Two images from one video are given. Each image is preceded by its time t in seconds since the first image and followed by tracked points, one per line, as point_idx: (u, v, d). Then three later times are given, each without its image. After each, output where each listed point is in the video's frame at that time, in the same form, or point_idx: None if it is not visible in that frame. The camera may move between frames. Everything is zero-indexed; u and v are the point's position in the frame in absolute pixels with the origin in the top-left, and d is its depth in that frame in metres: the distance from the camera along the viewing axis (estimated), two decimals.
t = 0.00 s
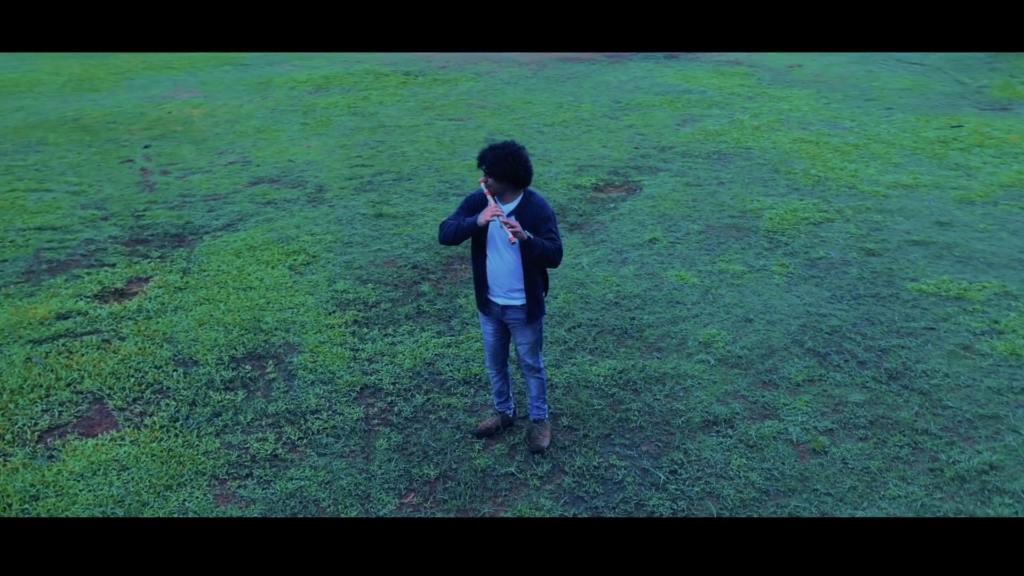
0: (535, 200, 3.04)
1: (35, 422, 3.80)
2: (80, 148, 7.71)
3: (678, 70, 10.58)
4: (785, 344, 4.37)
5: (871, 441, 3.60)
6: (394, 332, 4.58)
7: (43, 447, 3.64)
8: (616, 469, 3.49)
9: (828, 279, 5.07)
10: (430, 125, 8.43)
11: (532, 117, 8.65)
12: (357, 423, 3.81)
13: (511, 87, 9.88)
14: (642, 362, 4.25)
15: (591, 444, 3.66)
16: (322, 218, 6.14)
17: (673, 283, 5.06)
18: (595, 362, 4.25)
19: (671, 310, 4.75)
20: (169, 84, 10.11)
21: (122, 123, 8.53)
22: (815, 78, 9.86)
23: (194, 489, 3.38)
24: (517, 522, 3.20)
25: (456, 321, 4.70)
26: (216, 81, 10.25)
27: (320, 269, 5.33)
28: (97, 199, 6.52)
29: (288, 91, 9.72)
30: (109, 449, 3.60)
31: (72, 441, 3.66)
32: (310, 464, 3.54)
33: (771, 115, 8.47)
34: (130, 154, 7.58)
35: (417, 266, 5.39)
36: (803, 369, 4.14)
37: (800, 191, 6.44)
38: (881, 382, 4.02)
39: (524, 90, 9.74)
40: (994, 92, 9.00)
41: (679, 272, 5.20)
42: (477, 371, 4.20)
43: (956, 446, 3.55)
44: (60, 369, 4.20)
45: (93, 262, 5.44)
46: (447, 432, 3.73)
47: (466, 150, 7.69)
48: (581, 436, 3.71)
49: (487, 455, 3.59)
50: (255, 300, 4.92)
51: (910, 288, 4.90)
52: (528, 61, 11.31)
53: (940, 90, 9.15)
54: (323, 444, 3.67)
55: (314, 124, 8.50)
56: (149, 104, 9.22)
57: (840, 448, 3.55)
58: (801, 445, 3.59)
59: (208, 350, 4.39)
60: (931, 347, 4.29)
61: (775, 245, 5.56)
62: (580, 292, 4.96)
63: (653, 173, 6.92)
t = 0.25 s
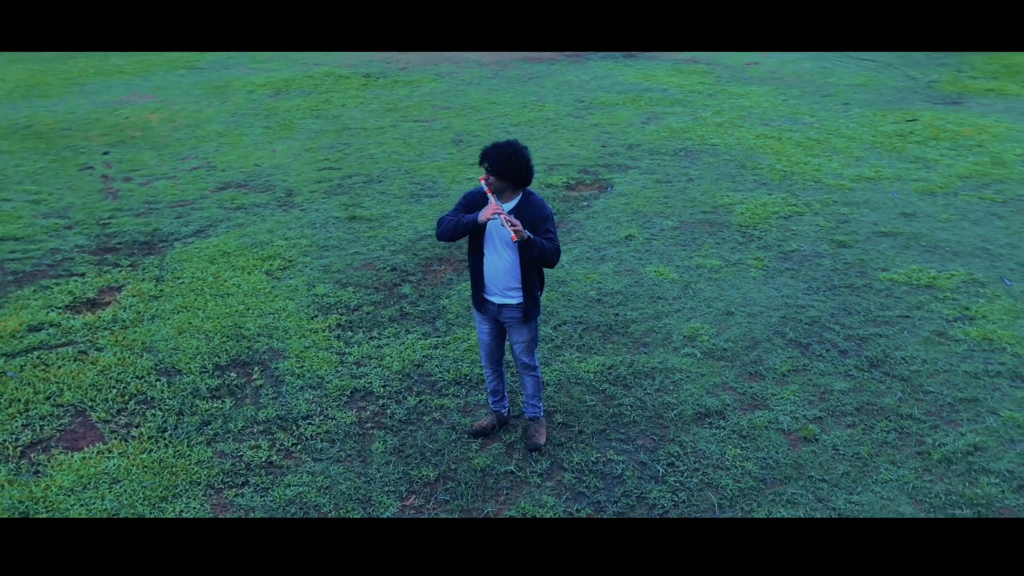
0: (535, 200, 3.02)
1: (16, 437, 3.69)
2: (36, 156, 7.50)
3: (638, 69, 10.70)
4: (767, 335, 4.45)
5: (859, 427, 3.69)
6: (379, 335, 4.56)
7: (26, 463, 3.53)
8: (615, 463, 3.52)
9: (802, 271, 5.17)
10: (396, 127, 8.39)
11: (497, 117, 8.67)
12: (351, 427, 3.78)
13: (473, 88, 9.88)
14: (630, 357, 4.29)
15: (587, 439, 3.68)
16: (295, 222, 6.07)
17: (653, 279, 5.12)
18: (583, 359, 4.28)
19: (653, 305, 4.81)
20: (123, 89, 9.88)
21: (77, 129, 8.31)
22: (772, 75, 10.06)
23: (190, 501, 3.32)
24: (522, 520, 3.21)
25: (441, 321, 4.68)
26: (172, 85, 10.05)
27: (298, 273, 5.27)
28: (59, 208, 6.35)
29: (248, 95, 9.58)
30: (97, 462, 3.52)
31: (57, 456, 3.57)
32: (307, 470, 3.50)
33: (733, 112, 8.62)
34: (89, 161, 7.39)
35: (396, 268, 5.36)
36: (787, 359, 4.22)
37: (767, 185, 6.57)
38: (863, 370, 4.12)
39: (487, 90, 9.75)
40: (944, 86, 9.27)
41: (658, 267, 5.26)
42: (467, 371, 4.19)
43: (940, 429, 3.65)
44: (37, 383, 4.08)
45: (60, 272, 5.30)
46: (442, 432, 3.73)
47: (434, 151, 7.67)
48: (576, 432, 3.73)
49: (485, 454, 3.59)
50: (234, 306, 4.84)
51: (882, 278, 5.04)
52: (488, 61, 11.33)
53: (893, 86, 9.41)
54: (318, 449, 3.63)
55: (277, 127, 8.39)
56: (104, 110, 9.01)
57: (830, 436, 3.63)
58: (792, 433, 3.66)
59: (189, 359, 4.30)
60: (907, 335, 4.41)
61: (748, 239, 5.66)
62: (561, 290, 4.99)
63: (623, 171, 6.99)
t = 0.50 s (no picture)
0: (536, 200, 3.02)
1: None
2: None
3: (599, 68, 10.78)
4: (750, 327, 4.53)
5: (847, 414, 3.78)
6: (365, 338, 4.53)
7: (12, 479, 3.43)
8: (613, 458, 3.55)
9: (778, 264, 5.28)
10: (362, 130, 8.33)
11: (463, 118, 8.66)
12: (346, 431, 3.75)
13: (437, 89, 9.85)
14: (618, 353, 4.33)
15: (584, 435, 3.70)
16: (268, 226, 5.99)
17: (633, 275, 5.17)
18: (573, 356, 4.30)
19: (636, 301, 4.85)
20: (77, 94, 9.64)
21: (32, 136, 8.09)
22: (731, 73, 10.22)
23: (188, 512, 3.25)
24: (527, 518, 3.22)
25: (427, 323, 4.67)
26: (127, 90, 9.84)
27: (276, 278, 5.20)
28: (20, 217, 6.17)
29: (207, 99, 9.42)
30: (88, 476, 3.43)
31: (45, 470, 3.47)
32: (306, 476, 3.46)
33: (696, 110, 8.74)
34: (47, 169, 7.20)
35: (376, 270, 5.33)
36: (772, 351, 4.30)
37: (737, 181, 6.68)
38: (846, 359, 4.22)
39: (451, 91, 9.74)
40: (897, 82, 9.53)
41: (637, 264, 5.32)
42: (458, 372, 4.19)
43: (925, 414, 3.76)
44: (16, 397, 3.97)
45: (29, 283, 5.15)
46: (439, 433, 3.72)
47: (403, 153, 7.64)
48: (572, 428, 3.75)
49: (484, 454, 3.59)
50: (214, 313, 4.76)
51: (855, 269, 5.16)
52: (449, 63, 11.31)
53: (849, 82, 9.63)
54: (314, 454, 3.60)
55: (241, 131, 8.27)
56: (58, 116, 8.77)
57: (820, 424, 3.71)
58: (783, 423, 3.73)
59: (173, 368, 4.22)
60: (885, 323, 4.53)
61: (722, 234, 5.75)
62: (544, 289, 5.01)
63: (594, 169, 7.05)
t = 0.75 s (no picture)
0: (540, 202, 3.03)
1: None
2: None
3: (562, 68, 10.84)
4: (734, 321, 4.61)
5: (836, 403, 3.86)
6: (352, 341, 4.49)
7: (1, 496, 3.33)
8: (612, 453, 3.58)
9: (756, 258, 5.37)
10: (329, 132, 8.26)
11: (431, 119, 8.64)
12: (343, 435, 3.72)
13: (402, 91, 9.81)
14: (607, 349, 4.37)
15: (581, 432, 3.73)
16: (242, 231, 5.90)
17: (615, 272, 5.22)
18: (563, 354, 4.33)
19: (620, 297, 4.90)
20: (30, 100, 9.38)
21: None
22: (692, 71, 10.36)
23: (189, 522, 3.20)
24: (533, 515, 3.24)
25: (414, 325, 4.66)
26: (83, 95, 9.61)
27: (256, 284, 5.13)
28: None
29: (167, 103, 9.25)
30: (81, 490, 3.35)
31: (35, 485, 3.38)
32: (306, 482, 3.43)
33: (662, 108, 8.84)
34: (6, 177, 7.00)
35: (357, 273, 5.30)
36: (757, 343, 4.38)
37: (708, 177, 6.77)
38: (829, 349, 4.31)
39: (416, 93, 9.70)
40: (854, 78, 9.75)
41: (618, 261, 5.37)
42: (450, 373, 4.18)
43: (910, 400, 3.86)
44: None
45: None
46: (437, 435, 3.71)
47: (373, 155, 7.59)
48: (569, 425, 3.78)
49: (484, 453, 3.59)
50: (195, 320, 4.68)
51: (831, 261, 5.28)
52: (412, 64, 11.27)
53: (808, 78, 9.83)
54: (312, 460, 3.56)
55: (205, 136, 8.13)
56: (13, 123, 8.53)
57: (811, 413, 3.79)
58: (775, 413, 3.80)
59: (159, 377, 4.14)
60: (864, 313, 4.64)
61: (699, 229, 5.83)
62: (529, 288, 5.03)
63: (566, 168, 7.08)
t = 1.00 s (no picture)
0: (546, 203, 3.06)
1: None
2: None
3: (527, 68, 10.87)
4: (720, 314, 4.68)
5: (826, 392, 3.95)
6: (342, 345, 4.46)
7: None
8: (613, 448, 3.61)
9: (735, 252, 5.45)
10: (297, 135, 8.17)
11: (399, 120, 8.60)
12: (341, 439, 3.69)
13: (367, 92, 9.75)
14: (598, 346, 4.40)
15: (580, 428, 3.75)
16: (218, 237, 5.81)
17: (598, 269, 5.26)
18: (555, 351, 4.35)
19: (606, 294, 4.94)
20: None
21: None
22: (655, 70, 10.48)
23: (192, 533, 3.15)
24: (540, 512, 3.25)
25: (403, 327, 4.64)
26: (39, 101, 9.36)
27: (237, 289, 5.06)
28: None
29: (127, 108, 9.06)
30: (76, 503, 3.27)
31: (27, 499, 3.29)
32: (308, 487, 3.40)
33: (629, 106, 8.93)
34: None
35: (339, 276, 5.25)
36: (744, 336, 4.45)
37: (681, 174, 6.86)
38: (815, 340, 4.40)
39: (382, 94, 9.65)
40: (813, 74, 9.95)
41: (600, 258, 5.41)
42: (443, 373, 4.18)
43: (896, 387, 3.96)
44: None
45: None
46: (436, 435, 3.70)
47: (345, 157, 7.53)
48: (568, 421, 3.80)
49: (485, 452, 3.59)
50: (179, 328, 4.60)
51: (808, 254, 5.38)
52: (375, 65, 11.20)
53: (769, 76, 10.01)
54: (312, 464, 3.53)
55: (170, 141, 7.98)
56: None
57: (802, 402, 3.87)
58: (768, 404, 3.87)
59: (146, 386, 4.06)
60: (845, 304, 4.74)
61: (676, 225, 5.91)
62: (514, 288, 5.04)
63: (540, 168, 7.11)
